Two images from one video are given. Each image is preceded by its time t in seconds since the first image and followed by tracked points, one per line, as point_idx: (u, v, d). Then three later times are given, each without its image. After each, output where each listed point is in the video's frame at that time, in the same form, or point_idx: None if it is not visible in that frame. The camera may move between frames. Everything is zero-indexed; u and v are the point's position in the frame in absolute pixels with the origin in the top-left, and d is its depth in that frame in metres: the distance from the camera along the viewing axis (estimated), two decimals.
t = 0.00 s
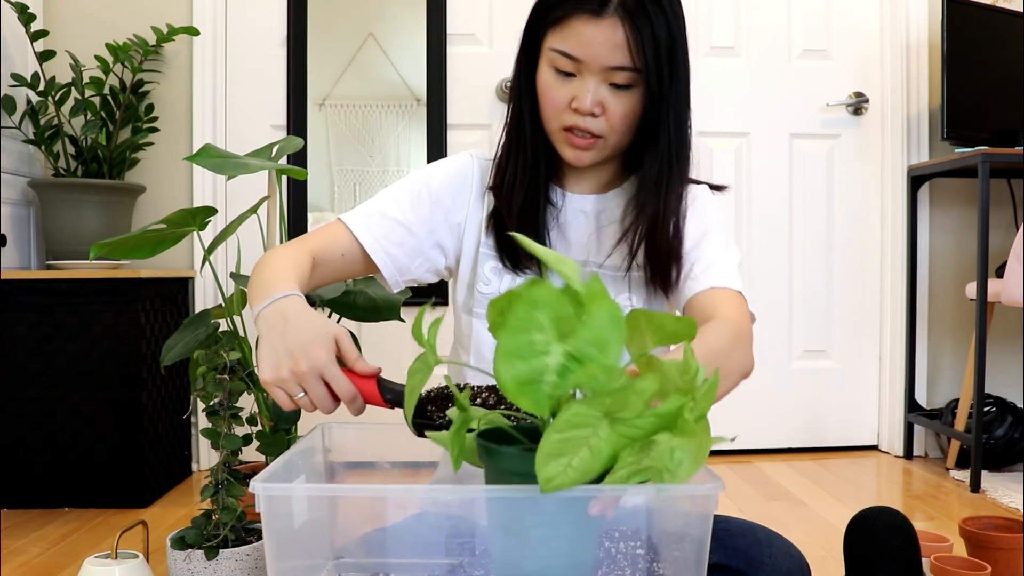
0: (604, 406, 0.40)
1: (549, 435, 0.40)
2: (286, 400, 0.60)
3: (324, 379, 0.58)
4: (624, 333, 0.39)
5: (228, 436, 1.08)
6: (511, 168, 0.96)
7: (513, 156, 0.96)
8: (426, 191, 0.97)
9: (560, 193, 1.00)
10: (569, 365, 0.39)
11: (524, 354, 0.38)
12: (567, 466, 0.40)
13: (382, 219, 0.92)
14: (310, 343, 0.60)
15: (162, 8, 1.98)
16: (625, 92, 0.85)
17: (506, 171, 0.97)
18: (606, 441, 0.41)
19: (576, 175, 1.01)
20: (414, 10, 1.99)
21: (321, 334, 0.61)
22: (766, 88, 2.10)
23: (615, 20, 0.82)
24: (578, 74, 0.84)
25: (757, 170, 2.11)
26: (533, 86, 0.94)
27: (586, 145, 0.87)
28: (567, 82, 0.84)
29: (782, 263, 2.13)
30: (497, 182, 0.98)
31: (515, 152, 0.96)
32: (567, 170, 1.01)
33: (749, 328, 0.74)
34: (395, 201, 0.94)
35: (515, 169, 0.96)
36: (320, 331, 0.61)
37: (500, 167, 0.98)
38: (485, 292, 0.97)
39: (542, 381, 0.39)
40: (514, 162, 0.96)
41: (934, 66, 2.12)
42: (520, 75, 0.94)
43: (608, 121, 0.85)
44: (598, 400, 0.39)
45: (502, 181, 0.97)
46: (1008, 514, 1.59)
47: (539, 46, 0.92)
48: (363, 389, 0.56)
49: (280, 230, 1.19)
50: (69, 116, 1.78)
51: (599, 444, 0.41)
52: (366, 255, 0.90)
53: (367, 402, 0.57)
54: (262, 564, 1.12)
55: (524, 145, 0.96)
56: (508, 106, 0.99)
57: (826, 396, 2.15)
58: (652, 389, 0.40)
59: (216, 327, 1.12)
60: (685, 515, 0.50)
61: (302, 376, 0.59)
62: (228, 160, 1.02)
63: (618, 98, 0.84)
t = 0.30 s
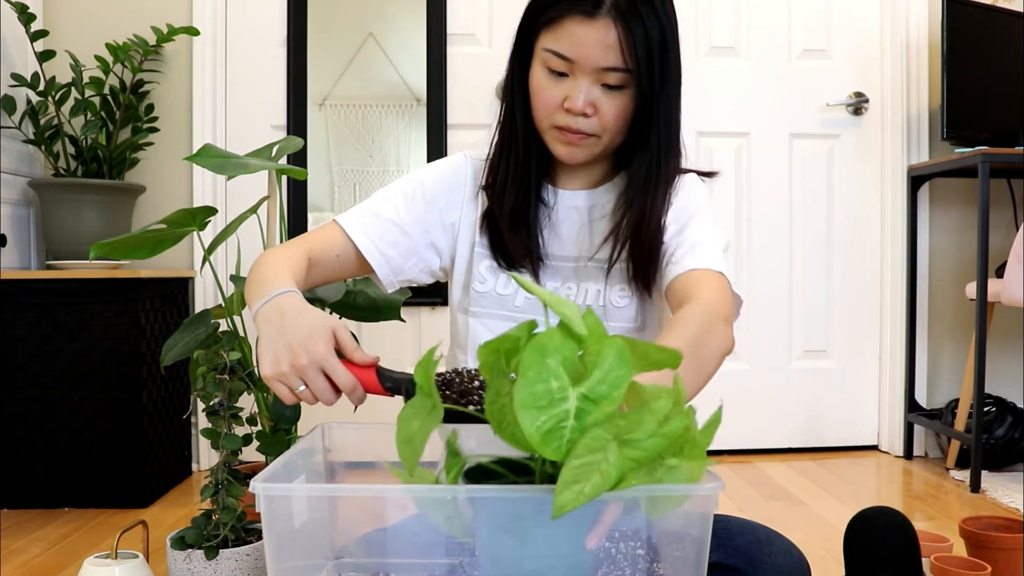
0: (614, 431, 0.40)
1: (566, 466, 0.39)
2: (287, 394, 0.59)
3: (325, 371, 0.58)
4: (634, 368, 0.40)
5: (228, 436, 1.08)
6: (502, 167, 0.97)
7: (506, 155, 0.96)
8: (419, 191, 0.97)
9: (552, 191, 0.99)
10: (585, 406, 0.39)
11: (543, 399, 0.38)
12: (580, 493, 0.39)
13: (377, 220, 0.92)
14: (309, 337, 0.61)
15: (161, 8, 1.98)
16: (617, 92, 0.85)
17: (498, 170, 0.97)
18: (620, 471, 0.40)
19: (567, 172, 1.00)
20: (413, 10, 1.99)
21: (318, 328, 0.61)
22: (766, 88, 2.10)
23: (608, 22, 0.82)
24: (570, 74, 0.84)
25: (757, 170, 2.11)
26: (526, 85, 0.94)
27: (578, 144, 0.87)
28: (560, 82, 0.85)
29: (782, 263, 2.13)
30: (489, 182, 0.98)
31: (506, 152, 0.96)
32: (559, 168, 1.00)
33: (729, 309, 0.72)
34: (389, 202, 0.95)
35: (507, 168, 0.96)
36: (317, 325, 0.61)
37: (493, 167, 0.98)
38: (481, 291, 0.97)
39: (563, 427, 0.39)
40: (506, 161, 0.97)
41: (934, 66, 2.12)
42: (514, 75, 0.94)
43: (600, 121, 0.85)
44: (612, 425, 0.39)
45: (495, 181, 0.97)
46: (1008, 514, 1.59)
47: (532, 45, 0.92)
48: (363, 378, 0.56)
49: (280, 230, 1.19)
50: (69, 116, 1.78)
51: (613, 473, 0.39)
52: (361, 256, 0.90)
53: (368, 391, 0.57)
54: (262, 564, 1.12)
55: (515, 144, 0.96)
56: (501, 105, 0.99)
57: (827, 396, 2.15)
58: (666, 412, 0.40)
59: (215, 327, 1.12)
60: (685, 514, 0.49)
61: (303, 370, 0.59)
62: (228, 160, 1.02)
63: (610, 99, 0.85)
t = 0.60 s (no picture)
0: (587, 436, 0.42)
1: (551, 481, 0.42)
2: (246, 387, 0.60)
3: (283, 368, 0.58)
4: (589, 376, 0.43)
5: (228, 436, 1.08)
6: (497, 167, 0.97)
7: (500, 156, 0.97)
8: (421, 185, 0.97)
9: (547, 189, 0.99)
10: (551, 422, 0.42)
11: (509, 423, 0.42)
12: (581, 507, 0.41)
13: (377, 211, 0.92)
14: (275, 332, 0.60)
15: (161, 8, 1.98)
16: (608, 92, 0.85)
17: (493, 170, 0.98)
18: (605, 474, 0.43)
19: (563, 170, 1.00)
20: (413, 10, 1.99)
21: (287, 325, 0.60)
22: (766, 88, 2.10)
23: (598, 21, 0.83)
24: (562, 74, 0.84)
25: (756, 170, 2.11)
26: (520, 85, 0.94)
27: (570, 144, 0.87)
28: (551, 82, 0.85)
29: (782, 263, 2.13)
30: (485, 182, 0.98)
31: (501, 153, 0.97)
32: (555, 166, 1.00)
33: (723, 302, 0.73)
34: (390, 194, 0.95)
35: (502, 168, 0.97)
36: (287, 323, 0.61)
37: (488, 167, 0.98)
38: (479, 288, 0.97)
39: (532, 444, 0.43)
40: (501, 161, 0.97)
41: (934, 66, 2.12)
42: (508, 76, 0.95)
43: (592, 121, 0.85)
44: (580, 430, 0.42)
45: (490, 181, 0.97)
46: (1007, 514, 1.59)
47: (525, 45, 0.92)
48: (321, 382, 0.56)
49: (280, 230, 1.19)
50: (69, 116, 1.78)
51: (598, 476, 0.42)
52: (358, 246, 0.90)
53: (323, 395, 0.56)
54: (262, 564, 1.12)
55: (509, 145, 0.96)
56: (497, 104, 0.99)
57: (827, 396, 2.15)
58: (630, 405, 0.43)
59: (215, 327, 1.12)
60: (685, 514, 0.50)
61: (261, 364, 0.58)
62: (228, 160, 1.02)
63: (602, 99, 0.85)
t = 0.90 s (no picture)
0: (583, 438, 0.43)
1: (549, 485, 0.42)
2: (251, 385, 0.60)
3: (291, 371, 0.58)
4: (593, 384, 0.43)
5: (228, 436, 1.08)
6: (501, 168, 0.97)
7: (503, 156, 0.97)
8: (424, 182, 0.97)
9: (550, 190, 1.00)
10: (549, 426, 0.43)
11: (506, 423, 0.42)
12: (580, 510, 0.41)
13: (381, 208, 0.92)
14: (285, 333, 0.60)
15: (161, 8, 1.98)
16: (611, 91, 0.86)
17: (496, 171, 0.98)
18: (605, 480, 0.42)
19: (565, 172, 1.00)
20: (413, 10, 1.99)
21: (299, 327, 0.60)
22: (765, 88, 2.10)
23: (600, 20, 0.83)
24: (564, 73, 0.85)
25: (756, 170, 2.11)
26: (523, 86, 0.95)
27: (573, 144, 0.87)
28: (554, 80, 0.85)
29: (782, 263, 2.13)
30: (488, 182, 0.99)
31: (503, 153, 0.97)
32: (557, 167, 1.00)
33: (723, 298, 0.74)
34: (394, 191, 0.95)
35: (505, 168, 0.97)
36: (298, 324, 0.61)
37: (491, 167, 0.99)
38: (481, 288, 0.97)
39: (528, 443, 0.43)
40: (504, 162, 0.97)
41: (934, 66, 2.12)
42: (511, 77, 0.95)
43: (594, 120, 0.85)
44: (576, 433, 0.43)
45: (493, 182, 0.97)
46: (1008, 514, 1.59)
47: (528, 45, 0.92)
48: (330, 393, 0.56)
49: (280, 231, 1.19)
50: (69, 116, 1.78)
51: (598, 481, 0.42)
52: (360, 242, 0.90)
53: (329, 405, 0.56)
54: (262, 564, 1.12)
55: (512, 147, 0.97)
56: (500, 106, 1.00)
57: (827, 396, 2.15)
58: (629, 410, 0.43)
59: (215, 327, 1.13)
60: (686, 515, 0.50)
61: (268, 364, 0.58)
62: (228, 160, 1.02)
63: (604, 98, 0.85)
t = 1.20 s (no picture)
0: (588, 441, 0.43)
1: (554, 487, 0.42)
2: (270, 327, 0.59)
3: (315, 325, 0.57)
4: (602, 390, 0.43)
5: (228, 435, 1.08)
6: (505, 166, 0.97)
7: (507, 156, 0.97)
8: (438, 166, 0.99)
9: (555, 189, 0.99)
10: (557, 431, 0.43)
11: (514, 427, 0.42)
12: (583, 512, 0.41)
13: (392, 184, 0.94)
14: (317, 287, 0.59)
15: (161, 8, 1.98)
16: (616, 92, 0.85)
17: (501, 170, 0.97)
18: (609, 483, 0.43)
19: (570, 171, 1.00)
20: (413, 10, 1.99)
21: (332, 285, 0.59)
22: (765, 88, 2.10)
23: (606, 22, 0.83)
24: (570, 73, 0.85)
25: (756, 170, 2.11)
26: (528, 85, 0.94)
27: (577, 144, 0.87)
28: (560, 81, 0.85)
29: (782, 263, 2.13)
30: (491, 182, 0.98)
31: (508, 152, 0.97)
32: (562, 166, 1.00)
33: (722, 302, 0.74)
34: (408, 171, 0.97)
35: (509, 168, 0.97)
36: (332, 282, 0.60)
37: (495, 167, 0.98)
38: (484, 284, 0.97)
39: (535, 448, 0.43)
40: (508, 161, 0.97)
41: (934, 67, 2.12)
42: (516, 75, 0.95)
43: (599, 121, 0.86)
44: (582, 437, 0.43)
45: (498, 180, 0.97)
46: (1007, 514, 1.59)
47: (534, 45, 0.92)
48: (349, 357, 0.55)
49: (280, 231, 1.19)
50: (69, 116, 1.78)
51: (602, 484, 0.42)
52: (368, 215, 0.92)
53: (343, 369, 0.56)
54: (262, 564, 1.12)
55: (517, 147, 0.96)
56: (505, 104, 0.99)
57: (827, 396, 2.15)
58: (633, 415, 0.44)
59: (215, 327, 1.13)
60: (685, 514, 0.50)
61: (292, 313, 0.57)
62: (228, 160, 1.02)
63: (609, 99, 0.85)
